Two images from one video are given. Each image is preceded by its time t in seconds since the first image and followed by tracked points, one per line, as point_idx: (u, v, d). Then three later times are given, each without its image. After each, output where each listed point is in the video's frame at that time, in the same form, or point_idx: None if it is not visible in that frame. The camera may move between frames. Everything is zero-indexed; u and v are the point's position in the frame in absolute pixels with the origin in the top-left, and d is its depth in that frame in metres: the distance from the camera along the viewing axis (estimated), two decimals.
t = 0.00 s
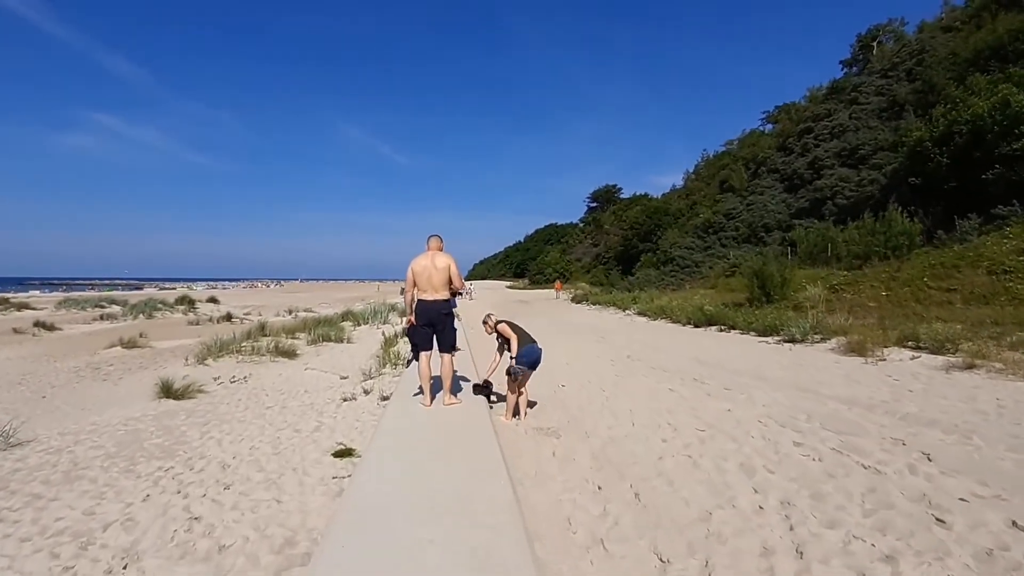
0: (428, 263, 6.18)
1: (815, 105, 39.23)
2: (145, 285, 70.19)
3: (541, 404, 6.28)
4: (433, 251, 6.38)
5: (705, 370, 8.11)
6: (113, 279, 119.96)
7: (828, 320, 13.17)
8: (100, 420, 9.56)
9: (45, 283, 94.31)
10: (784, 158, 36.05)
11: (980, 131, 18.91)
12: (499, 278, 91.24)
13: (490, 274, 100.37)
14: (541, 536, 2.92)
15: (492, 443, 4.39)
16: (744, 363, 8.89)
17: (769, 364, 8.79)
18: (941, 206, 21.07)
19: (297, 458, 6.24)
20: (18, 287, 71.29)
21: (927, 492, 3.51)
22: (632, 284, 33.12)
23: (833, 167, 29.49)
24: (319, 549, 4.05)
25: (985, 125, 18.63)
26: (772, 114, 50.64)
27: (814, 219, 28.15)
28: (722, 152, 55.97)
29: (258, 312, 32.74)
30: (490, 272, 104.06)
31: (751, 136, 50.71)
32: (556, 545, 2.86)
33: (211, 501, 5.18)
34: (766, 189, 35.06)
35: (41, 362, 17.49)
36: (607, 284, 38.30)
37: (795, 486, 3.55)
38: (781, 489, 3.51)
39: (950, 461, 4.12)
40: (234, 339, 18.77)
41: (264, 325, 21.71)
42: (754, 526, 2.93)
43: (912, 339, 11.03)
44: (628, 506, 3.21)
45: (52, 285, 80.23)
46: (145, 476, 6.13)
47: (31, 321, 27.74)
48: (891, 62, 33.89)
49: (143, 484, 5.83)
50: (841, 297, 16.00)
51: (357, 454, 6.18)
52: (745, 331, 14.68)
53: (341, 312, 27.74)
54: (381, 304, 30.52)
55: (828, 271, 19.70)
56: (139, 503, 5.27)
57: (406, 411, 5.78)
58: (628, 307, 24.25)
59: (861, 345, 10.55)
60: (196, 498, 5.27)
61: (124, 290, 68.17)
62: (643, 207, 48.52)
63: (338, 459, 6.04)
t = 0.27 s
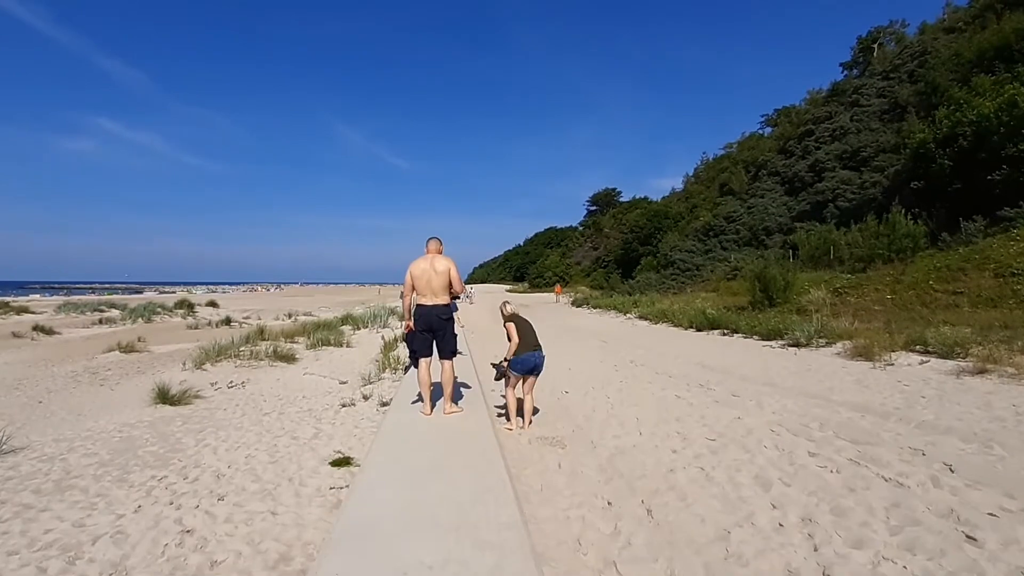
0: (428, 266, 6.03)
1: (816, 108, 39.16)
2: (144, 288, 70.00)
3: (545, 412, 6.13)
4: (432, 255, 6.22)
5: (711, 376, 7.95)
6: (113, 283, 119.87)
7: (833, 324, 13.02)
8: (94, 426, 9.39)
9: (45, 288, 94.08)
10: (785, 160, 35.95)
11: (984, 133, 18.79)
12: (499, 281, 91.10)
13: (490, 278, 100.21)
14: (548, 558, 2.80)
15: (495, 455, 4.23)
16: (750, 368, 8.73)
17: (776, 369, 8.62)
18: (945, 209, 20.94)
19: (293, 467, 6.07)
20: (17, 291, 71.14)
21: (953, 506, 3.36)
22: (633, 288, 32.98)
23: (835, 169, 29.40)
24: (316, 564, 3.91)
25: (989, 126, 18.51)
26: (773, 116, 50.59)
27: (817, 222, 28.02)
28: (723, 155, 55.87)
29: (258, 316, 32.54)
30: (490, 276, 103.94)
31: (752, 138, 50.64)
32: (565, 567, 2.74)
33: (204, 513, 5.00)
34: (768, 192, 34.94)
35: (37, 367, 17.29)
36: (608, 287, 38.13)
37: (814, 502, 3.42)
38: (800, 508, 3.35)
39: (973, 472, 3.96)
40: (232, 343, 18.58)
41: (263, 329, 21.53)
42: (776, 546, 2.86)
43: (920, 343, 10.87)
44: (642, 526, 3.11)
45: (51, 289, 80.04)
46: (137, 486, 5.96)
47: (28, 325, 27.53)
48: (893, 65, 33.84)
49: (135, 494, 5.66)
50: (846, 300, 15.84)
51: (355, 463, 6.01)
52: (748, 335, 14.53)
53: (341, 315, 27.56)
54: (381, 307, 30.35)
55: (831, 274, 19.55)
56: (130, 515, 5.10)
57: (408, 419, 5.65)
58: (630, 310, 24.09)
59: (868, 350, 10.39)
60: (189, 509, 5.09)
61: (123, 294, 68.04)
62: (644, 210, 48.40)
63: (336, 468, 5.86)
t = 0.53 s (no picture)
0: (433, 271, 5.93)
1: (826, 110, 38.82)
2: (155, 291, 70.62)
3: (555, 419, 6.00)
4: (437, 259, 6.11)
5: (724, 382, 7.78)
6: (124, 287, 121.07)
7: (848, 328, 12.78)
8: (101, 431, 9.36)
9: (57, 291, 95.19)
10: (796, 162, 35.63)
11: (999, 134, 18.47)
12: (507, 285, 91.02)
13: (498, 281, 100.17)
14: None
15: (504, 467, 4.15)
16: (764, 374, 8.54)
17: (791, 375, 8.43)
18: (960, 211, 20.60)
19: (299, 474, 5.97)
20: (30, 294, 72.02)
21: (985, 520, 3.19)
22: (642, 291, 32.78)
23: (847, 172, 29.08)
24: None
25: (1005, 127, 18.20)
26: (782, 119, 50.23)
27: (829, 225, 27.70)
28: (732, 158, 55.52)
29: (266, 320, 32.62)
30: (498, 279, 103.92)
31: (761, 141, 50.29)
32: None
33: (207, 521, 4.92)
34: (778, 194, 34.64)
35: (46, 370, 17.37)
36: (616, 290, 37.92)
37: (838, 517, 3.31)
38: (824, 526, 3.20)
39: (1003, 484, 3.79)
40: (240, 346, 18.59)
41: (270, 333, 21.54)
42: (801, 566, 2.77)
43: (937, 348, 10.62)
44: (660, 542, 3.05)
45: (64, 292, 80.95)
46: (141, 492, 5.89)
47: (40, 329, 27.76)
48: (904, 66, 33.47)
49: (138, 502, 5.59)
50: (860, 304, 15.58)
51: (362, 470, 5.91)
52: (760, 339, 14.32)
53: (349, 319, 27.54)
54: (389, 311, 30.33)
55: (844, 277, 19.27)
56: (132, 523, 5.02)
57: (416, 427, 5.58)
58: (639, 314, 23.90)
59: (884, 354, 10.16)
60: (193, 518, 5.01)
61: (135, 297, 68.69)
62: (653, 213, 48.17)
63: (342, 475, 5.76)
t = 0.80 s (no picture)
0: (473, 276, 5.88)
1: (887, 105, 36.78)
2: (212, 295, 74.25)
3: (600, 428, 5.83)
4: (477, 264, 6.06)
5: (778, 393, 7.38)
6: (184, 291, 127.97)
7: (914, 336, 11.95)
8: (159, 428, 9.81)
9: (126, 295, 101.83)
10: (854, 161, 33.90)
11: None
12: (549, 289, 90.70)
13: (539, 286, 99.96)
14: None
15: (545, 476, 4.04)
16: (822, 385, 8.05)
17: (851, 385, 7.92)
18: None
19: (342, 476, 6.02)
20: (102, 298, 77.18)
21: None
22: (688, 296, 31.88)
23: (911, 170, 27.41)
24: None
25: None
26: (838, 115, 47.97)
27: (891, 226, 26.18)
28: (783, 157, 53.44)
29: (314, 323, 33.62)
30: (539, 284, 103.63)
31: (815, 139, 48.18)
32: None
33: (254, 520, 5.02)
34: (835, 195, 33.00)
35: (114, 369, 18.45)
36: (662, 295, 37.07)
37: (913, 545, 3.02)
38: (896, 553, 2.93)
39: None
40: (289, 349, 19.19)
41: (318, 336, 22.18)
42: None
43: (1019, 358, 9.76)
44: (713, 565, 2.88)
45: (131, 296, 86.37)
46: (194, 489, 6.10)
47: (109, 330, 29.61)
48: (974, 56, 31.32)
49: (192, 498, 5.78)
50: (927, 310, 14.58)
51: (403, 474, 5.91)
52: (816, 347, 13.61)
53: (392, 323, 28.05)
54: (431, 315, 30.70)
55: (909, 282, 18.09)
56: (184, 519, 5.18)
57: (457, 432, 5.56)
58: (686, 320, 23.23)
59: (957, 365, 9.42)
60: (241, 517, 5.13)
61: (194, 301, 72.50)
62: (699, 216, 46.92)
63: (384, 479, 5.78)
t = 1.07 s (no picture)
0: (525, 282, 5.87)
1: (964, 95, 34.18)
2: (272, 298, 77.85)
3: (651, 438, 5.67)
4: (529, 270, 6.04)
5: (844, 404, 6.95)
6: (246, 295, 134.95)
7: (999, 344, 10.99)
8: (221, 425, 10.30)
9: (195, 298, 108.52)
10: (927, 156, 31.70)
11: None
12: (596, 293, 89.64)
13: (587, 290, 98.97)
14: None
15: (593, 486, 3.94)
16: (893, 396, 7.51)
17: (927, 398, 7.33)
18: None
19: (390, 477, 6.11)
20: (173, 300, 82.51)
21: None
22: (744, 301, 30.65)
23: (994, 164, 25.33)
24: None
25: None
26: (908, 108, 45.03)
27: (971, 225, 24.27)
28: (846, 154, 50.65)
29: (365, 325, 34.61)
30: (587, 288, 102.55)
31: (882, 134, 45.41)
32: None
33: (307, 517, 5.15)
34: (905, 193, 30.93)
35: (183, 367, 19.59)
36: (717, 300, 35.86)
37: None
38: None
39: None
40: (342, 350, 19.79)
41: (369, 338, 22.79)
42: None
43: None
44: None
45: (199, 298, 91.94)
46: (252, 485, 6.35)
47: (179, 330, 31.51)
48: None
49: (250, 493, 6.02)
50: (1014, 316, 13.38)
51: (449, 477, 5.93)
52: (886, 355, 12.76)
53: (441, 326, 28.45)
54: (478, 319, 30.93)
55: (993, 285, 16.68)
56: (242, 513, 5.39)
57: (504, 435, 5.55)
58: (741, 325, 22.36)
59: None
60: (294, 513, 5.28)
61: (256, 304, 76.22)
62: (755, 217, 45.15)
63: (431, 482, 5.81)
